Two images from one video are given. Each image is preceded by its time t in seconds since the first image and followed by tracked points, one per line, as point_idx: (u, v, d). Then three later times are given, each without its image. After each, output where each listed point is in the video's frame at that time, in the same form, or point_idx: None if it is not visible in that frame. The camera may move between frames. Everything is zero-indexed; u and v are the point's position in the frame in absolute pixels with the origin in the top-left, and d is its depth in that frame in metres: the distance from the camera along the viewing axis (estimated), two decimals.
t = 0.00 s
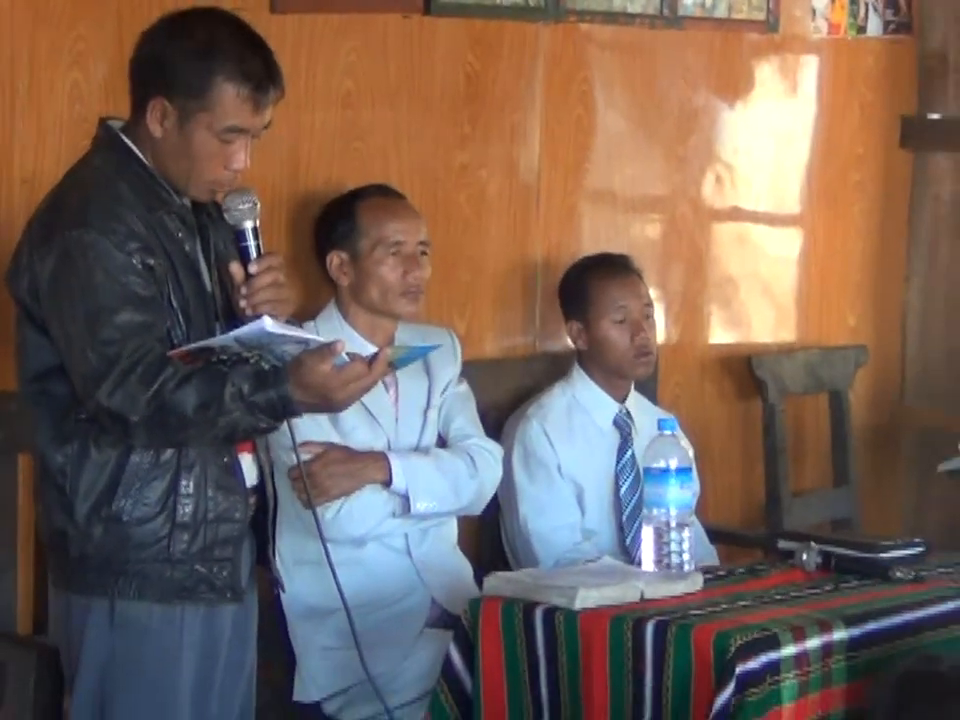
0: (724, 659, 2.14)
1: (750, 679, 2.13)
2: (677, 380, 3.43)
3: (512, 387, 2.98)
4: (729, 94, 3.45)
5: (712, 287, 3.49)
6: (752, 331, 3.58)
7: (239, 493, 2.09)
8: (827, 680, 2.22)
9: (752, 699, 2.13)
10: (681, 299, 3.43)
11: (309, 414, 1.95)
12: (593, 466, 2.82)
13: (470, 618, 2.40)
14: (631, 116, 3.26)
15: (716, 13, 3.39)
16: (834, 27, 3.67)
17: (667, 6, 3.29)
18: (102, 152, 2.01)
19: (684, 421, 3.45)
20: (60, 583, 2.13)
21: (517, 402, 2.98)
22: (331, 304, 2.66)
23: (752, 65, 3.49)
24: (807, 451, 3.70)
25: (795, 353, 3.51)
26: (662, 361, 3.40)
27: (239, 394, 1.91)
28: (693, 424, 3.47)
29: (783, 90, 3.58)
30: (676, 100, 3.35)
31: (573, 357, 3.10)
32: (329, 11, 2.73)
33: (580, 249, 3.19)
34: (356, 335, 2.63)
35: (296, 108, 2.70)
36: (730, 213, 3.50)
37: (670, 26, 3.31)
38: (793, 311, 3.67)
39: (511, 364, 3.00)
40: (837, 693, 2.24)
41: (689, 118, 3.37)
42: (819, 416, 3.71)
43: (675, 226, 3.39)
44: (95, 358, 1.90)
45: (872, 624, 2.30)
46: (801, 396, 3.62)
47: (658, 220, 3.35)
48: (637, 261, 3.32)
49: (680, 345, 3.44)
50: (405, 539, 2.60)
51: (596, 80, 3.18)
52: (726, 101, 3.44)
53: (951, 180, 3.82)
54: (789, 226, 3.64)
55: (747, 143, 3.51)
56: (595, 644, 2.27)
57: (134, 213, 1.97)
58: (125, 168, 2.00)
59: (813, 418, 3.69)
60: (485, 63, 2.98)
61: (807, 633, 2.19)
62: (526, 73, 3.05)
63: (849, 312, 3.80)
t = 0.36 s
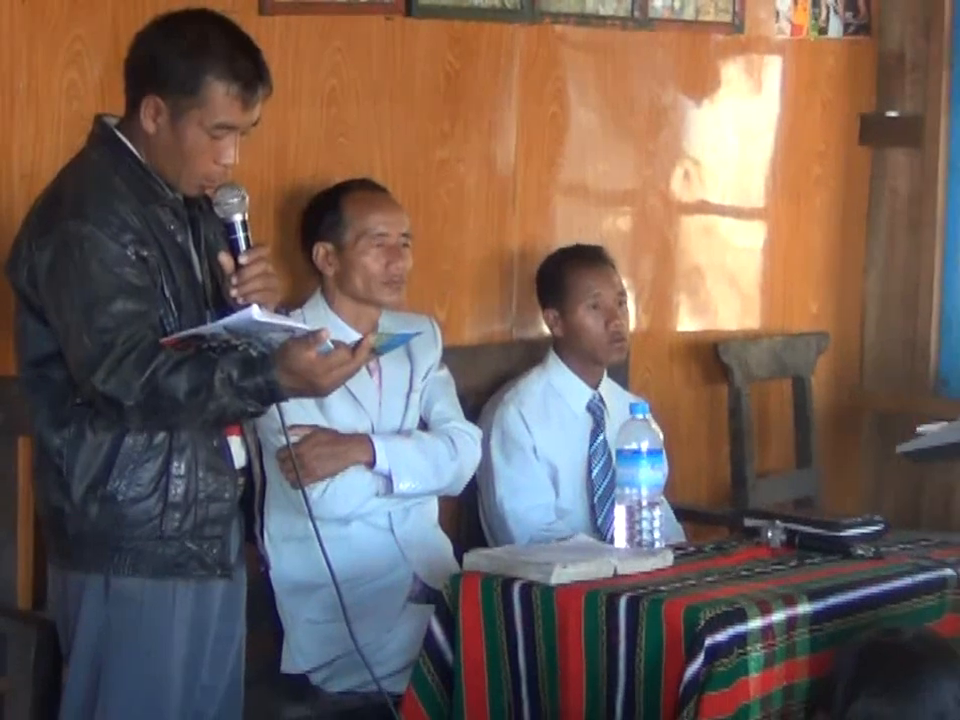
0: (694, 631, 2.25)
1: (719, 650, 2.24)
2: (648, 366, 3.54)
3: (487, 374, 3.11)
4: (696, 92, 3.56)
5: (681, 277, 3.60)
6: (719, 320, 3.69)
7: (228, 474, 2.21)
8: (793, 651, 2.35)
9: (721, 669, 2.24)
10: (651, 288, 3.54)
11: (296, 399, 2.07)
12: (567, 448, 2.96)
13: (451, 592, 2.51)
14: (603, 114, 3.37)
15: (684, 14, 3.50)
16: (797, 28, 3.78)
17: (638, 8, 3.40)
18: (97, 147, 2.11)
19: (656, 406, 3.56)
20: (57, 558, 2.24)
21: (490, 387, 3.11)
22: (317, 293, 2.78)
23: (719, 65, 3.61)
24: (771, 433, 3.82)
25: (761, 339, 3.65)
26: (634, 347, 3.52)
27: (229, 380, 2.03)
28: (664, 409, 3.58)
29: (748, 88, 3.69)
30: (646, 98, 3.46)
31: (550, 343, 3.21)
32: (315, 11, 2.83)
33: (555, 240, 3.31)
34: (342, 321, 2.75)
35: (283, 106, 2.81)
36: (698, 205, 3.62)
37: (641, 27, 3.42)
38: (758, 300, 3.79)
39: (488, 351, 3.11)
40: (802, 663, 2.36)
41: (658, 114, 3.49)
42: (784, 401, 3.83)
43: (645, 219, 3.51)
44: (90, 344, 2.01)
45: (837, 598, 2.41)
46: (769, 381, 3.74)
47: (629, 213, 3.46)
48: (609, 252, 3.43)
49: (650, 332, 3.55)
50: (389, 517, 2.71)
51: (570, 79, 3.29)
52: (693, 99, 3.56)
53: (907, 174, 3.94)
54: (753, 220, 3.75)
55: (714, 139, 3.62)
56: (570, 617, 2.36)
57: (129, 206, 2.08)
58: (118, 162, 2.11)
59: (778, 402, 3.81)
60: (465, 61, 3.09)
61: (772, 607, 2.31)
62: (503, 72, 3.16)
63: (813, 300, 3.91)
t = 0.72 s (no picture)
0: (670, 608, 2.36)
1: (693, 626, 2.35)
2: (623, 353, 3.66)
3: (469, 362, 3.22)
4: (667, 90, 3.68)
5: (654, 268, 3.71)
6: (689, 310, 3.80)
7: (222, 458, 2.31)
8: (764, 626, 2.46)
9: (696, 644, 2.35)
10: (626, 279, 3.65)
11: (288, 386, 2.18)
12: (547, 432, 3.08)
13: (435, 571, 2.61)
14: (579, 111, 3.48)
15: (656, 16, 3.61)
16: (764, 29, 3.89)
17: (612, 10, 3.50)
18: (94, 146, 2.22)
19: (630, 393, 3.68)
20: (60, 539, 2.35)
21: (472, 375, 3.22)
22: (306, 285, 2.89)
23: (689, 65, 3.72)
24: (743, 418, 3.93)
25: (730, 327, 3.77)
26: (609, 335, 3.63)
27: (222, 368, 2.14)
28: (638, 396, 3.69)
29: (717, 85, 3.80)
30: (619, 96, 3.57)
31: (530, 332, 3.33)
32: (302, 13, 2.93)
33: (533, 233, 3.42)
34: (330, 311, 2.87)
35: (272, 105, 2.92)
36: (670, 200, 3.73)
37: (615, 29, 3.52)
38: (728, 290, 3.90)
39: (469, 341, 3.22)
40: (772, 638, 2.47)
41: (632, 112, 3.60)
42: (753, 387, 3.94)
43: (620, 213, 3.62)
44: (89, 336, 2.12)
45: (807, 575, 2.53)
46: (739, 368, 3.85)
47: (604, 207, 3.57)
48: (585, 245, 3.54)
49: (625, 321, 3.66)
50: (376, 498, 2.83)
51: (546, 78, 3.40)
52: (665, 98, 3.67)
53: (871, 168, 4.01)
54: (722, 214, 3.87)
55: (685, 136, 3.74)
56: (549, 596, 2.47)
57: (126, 202, 2.18)
58: (116, 160, 2.21)
59: (749, 389, 3.92)
60: (446, 62, 3.20)
61: (744, 584, 2.42)
62: (484, 71, 3.27)
63: (781, 291, 4.03)
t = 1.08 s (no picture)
0: (647, 584, 2.48)
1: (669, 601, 2.47)
2: (602, 341, 3.78)
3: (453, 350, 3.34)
4: (644, 90, 3.80)
5: (632, 260, 3.84)
6: (664, 301, 3.93)
7: (221, 442, 2.44)
8: (737, 603, 2.57)
9: (672, 619, 2.47)
10: (604, 271, 3.78)
11: (285, 376, 2.28)
12: (531, 417, 3.19)
13: (423, 550, 2.73)
14: (559, 111, 3.60)
15: (633, 19, 3.73)
16: (736, 32, 4.02)
17: (591, 13, 3.63)
18: (99, 142, 2.33)
19: (608, 380, 3.80)
20: (64, 519, 2.47)
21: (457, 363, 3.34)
22: (298, 276, 3.01)
23: (665, 66, 3.84)
24: (716, 404, 4.05)
25: (703, 317, 3.90)
26: (590, 324, 3.75)
27: (223, 356, 2.25)
28: (619, 382, 3.81)
29: (692, 86, 3.93)
30: (598, 96, 3.69)
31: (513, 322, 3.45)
32: (293, 16, 3.05)
33: (515, 226, 3.54)
34: (324, 302, 2.99)
35: (266, 104, 3.04)
36: (647, 195, 3.85)
37: (593, 31, 3.64)
38: (702, 282, 4.03)
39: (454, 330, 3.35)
40: (745, 614, 2.58)
41: (611, 111, 3.72)
42: (725, 375, 4.07)
43: (599, 207, 3.74)
44: (97, 321, 2.24)
45: (777, 553, 2.64)
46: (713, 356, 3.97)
47: (583, 202, 3.70)
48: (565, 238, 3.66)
49: (604, 310, 3.78)
50: (367, 479, 2.95)
51: (528, 79, 3.52)
52: (642, 97, 3.79)
53: (839, 166, 4.14)
54: (693, 207, 3.99)
55: (661, 134, 3.86)
56: (532, 574, 2.59)
57: (130, 196, 2.30)
58: (120, 156, 2.33)
59: (722, 376, 4.05)
60: (433, 63, 3.32)
61: (718, 562, 2.54)
62: (468, 72, 3.39)
63: (752, 282, 4.16)
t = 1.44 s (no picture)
0: (625, 560, 2.59)
1: (647, 577, 2.58)
2: (582, 327, 3.90)
3: (438, 335, 3.46)
4: (623, 87, 3.92)
5: (610, 249, 3.96)
6: (641, 288, 4.05)
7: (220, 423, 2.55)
8: (711, 577, 2.70)
9: (649, 593, 2.58)
10: (585, 260, 3.90)
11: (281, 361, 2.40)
12: (512, 401, 3.32)
13: (410, 526, 2.85)
14: (542, 107, 3.72)
15: (613, 19, 3.86)
16: (711, 31, 4.14)
17: (572, 13, 3.75)
18: (104, 135, 2.45)
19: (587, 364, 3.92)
20: (69, 494, 2.58)
21: (443, 348, 3.47)
22: (292, 266, 3.14)
23: (642, 64, 3.97)
24: (691, 388, 4.18)
25: (679, 304, 4.03)
26: (571, 311, 3.88)
27: (225, 341, 2.36)
28: (599, 367, 3.94)
29: (669, 83, 4.05)
30: (580, 92, 3.81)
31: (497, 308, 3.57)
32: (288, 14, 3.17)
33: (499, 216, 3.66)
34: (316, 290, 3.12)
35: (261, 99, 3.16)
36: (625, 187, 3.98)
37: (574, 30, 3.77)
38: (677, 271, 4.16)
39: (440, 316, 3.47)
40: (718, 587, 2.71)
41: (591, 108, 3.85)
42: (700, 361, 4.20)
43: (580, 200, 3.86)
44: (103, 306, 2.36)
45: (749, 530, 2.76)
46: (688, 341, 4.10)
47: (565, 194, 3.82)
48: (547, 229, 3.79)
49: (584, 298, 3.91)
50: (357, 459, 3.09)
51: (513, 76, 3.64)
52: (620, 94, 3.92)
53: (808, 159, 4.27)
54: (669, 198, 4.11)
55: (639, 129, 3.99)
56: (516, 549, 2.71)
57: (134, 186, 2.42)
58: (124, 148, 2.45)
59: (696, 361, 4.18)
60: (421, 59, 3.44)
61: (693, 537, 2.66)
62: (455, 70, 3.51)
63: (725, 270, 4.28)
